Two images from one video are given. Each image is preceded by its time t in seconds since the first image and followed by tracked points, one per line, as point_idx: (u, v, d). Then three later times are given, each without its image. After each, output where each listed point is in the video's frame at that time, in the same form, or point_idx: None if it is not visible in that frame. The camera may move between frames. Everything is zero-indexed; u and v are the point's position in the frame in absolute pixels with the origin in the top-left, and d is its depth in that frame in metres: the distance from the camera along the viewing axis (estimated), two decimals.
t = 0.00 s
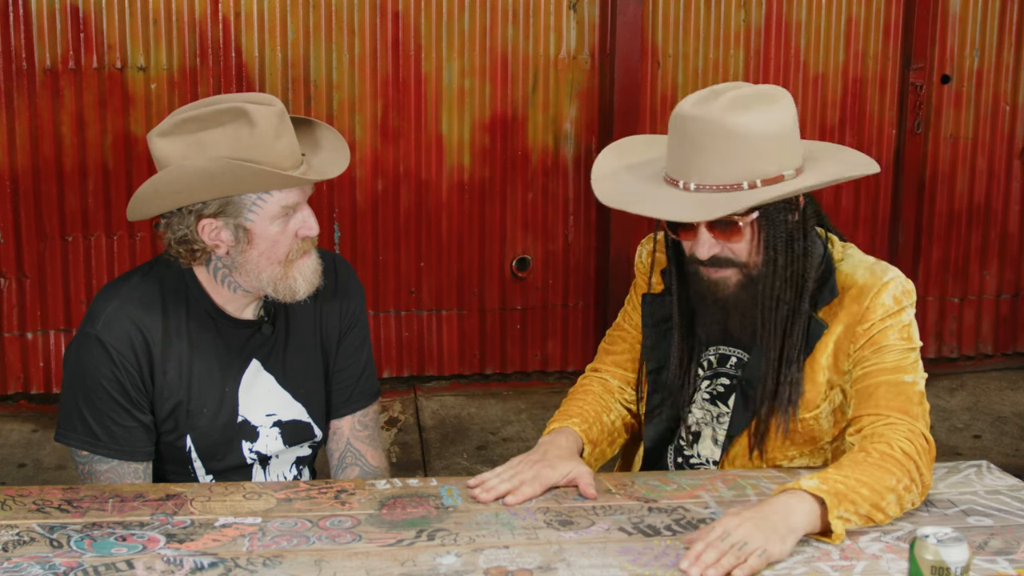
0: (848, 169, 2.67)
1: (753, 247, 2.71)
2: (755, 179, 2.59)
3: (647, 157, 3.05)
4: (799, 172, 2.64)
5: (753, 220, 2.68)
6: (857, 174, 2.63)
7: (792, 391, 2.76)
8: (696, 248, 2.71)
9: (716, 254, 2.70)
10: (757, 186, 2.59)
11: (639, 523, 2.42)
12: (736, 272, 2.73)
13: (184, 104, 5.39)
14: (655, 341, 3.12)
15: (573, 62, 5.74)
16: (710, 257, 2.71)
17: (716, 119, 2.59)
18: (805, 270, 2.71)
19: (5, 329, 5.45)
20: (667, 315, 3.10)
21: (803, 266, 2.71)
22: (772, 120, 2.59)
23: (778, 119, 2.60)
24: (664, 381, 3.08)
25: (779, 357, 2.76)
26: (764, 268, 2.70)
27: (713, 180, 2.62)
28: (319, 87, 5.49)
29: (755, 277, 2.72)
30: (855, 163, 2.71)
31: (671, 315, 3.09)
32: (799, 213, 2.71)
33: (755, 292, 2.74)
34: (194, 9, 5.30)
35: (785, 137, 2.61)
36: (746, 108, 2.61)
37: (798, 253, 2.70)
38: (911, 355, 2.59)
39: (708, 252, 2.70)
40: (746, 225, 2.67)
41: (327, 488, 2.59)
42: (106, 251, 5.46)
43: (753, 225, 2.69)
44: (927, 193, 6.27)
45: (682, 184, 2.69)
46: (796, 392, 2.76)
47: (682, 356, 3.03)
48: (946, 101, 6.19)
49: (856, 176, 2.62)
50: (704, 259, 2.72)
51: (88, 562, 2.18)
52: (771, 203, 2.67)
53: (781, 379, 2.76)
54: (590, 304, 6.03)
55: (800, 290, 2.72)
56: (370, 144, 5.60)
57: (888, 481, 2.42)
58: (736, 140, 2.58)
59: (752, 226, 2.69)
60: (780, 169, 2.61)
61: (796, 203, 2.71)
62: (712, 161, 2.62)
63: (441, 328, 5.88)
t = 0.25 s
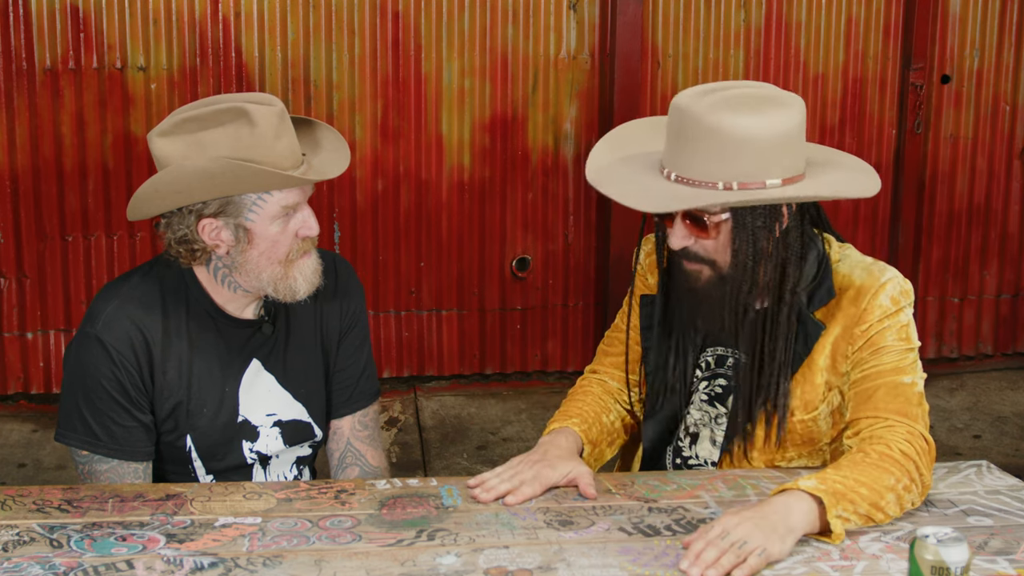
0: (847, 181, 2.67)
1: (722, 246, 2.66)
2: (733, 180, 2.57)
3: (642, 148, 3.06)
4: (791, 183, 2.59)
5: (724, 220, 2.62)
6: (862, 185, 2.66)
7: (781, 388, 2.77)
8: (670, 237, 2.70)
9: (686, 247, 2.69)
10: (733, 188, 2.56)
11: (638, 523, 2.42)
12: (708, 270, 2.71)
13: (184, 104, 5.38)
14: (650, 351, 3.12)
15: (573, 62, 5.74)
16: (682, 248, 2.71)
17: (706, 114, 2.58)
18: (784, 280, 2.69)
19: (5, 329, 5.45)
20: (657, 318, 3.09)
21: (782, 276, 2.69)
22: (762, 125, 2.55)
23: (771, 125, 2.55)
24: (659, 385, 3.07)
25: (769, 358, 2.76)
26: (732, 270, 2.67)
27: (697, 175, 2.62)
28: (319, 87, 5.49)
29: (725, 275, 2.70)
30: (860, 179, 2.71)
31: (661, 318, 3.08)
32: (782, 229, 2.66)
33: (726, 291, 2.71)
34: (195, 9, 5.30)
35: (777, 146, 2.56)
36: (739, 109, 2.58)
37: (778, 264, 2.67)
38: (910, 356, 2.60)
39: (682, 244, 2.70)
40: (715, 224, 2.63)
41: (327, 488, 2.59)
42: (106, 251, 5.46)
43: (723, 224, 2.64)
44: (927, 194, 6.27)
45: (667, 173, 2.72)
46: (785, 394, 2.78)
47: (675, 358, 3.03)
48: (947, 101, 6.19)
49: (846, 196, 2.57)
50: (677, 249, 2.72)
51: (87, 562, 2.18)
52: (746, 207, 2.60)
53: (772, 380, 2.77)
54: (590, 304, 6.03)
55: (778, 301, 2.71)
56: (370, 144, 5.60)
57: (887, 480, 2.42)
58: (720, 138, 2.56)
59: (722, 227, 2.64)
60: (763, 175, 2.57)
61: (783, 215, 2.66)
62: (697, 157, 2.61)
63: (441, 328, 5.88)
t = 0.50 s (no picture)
0: (850, 184, 2.68)
1: (718, 238, 2.72)
2: (735, 173, 2.60)
3: (648, 141, 3.07)
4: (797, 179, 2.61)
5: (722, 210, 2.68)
6: (866, 190, 2.66)
7: (779, 385, 2.79)
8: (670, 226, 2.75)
9: (685, 236, 2.75)
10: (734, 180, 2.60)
11: (639, 523, 2.42)
12: (700, 262, 2.77)
13: (184, 104, 5.39)
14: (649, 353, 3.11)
15: (573, 62, 5.74)
16: (681, 238, 2.77)
17: (713, 106, 2.61)
18: (778, 277, 2.76)
19: (5, 329, 5.45)
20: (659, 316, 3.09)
21: (777, 274, 2.76)
22: (769, 121, 2.58)
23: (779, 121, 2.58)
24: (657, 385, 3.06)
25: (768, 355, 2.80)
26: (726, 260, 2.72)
27: (698, 164, 2.65)
28: (319, 87, 5.49)
29: (718, 267, 2.75)
30: (865, 185, 2.71)
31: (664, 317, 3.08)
32: (780, 228, 2.74)
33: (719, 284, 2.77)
34: (194, 9, 5.30)
35: (783, 143, 2.59)
36: (748, 104, 2.61)
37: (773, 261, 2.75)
38: (910, 356, 2.60)
39: (680, 232, 2.75)
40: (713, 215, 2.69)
41: (327, 488, 2.59)
42: (106, 251, 5.46)
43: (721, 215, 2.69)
44: (927, 194, 6.27)
45: (673, 162, 2.75)
46: (780, 393, 2.79)
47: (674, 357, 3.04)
48: (947, 101, 6.19)
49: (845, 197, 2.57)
50: (676, 237, 2.77)
51: (88, 562, 2.18)
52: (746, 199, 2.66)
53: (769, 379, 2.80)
54: (590, 304, 6.03)
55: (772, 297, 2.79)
56: (370, 144, 5.60)
57: (886, 480, 2.42)
58: (725, 131, 2.59)
59: (720, 217, 2.69)
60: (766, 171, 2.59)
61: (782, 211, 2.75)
62: (701, 147, 2.65)
63: (441, 328, 5.88)
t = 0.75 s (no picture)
0: (855, 181, 2.68)
1: (735, 237, 2.72)
2: (747, 170, 2.61)
3: (658, 141, 3.08)
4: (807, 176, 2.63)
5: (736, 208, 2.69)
6: (871, 189, 2.65)
7: (782, 385, 2.79)
8: (681, 225, 2.75)
9: (697, 236, 2.74)
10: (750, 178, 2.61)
11: (639, 523, 2.42)
12: (717, 259, 2.75)
13: (184, 104, 5.39)
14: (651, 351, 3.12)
15: (573, 62, 5.74)
16: (693, 237, 2.76)
17: (727, 101, 2.63)
18: (795, 272, 2.74)
19: (5, 329, 5.45)
20: (664, 314, 3.09)
21: (793, 269, 2.74)
22: (784, 118, 2.61)
23: (793, 118, 2.61)
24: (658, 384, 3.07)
25: (771, 355, 2.79)
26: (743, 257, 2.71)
27: (707, 161, 2.67)
28: (319, 87, 5.49)
29: (734, 265, 2.74)
30: (870, 184, 2.70)
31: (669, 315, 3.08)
32: (793, 222, 2.74)
33: (732, 281, 2.76)
34: (194, 9, 5.30)
35: (795, 141, 2.61)
36: (757, 104, 2.63)
37: (788, 253, 2.73)
38: (913, 356, 2.60)
39: (692, 232, 2.75)
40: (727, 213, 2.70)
41: (327, 488, 2.59)
42: (106, 251, 5.46)
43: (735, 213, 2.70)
44: (927, 193, 6.26)
45: (682, 160, 2.76)
46: (782, 391, 2.79)
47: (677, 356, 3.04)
48: (946, 100, 6.19)
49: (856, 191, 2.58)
50: (688, 237, 2.76)
51: (88, 562, 2.18)
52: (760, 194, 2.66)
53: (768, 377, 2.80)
54: (590, 304, 6.03)
55: (786, 292, 2.76)
56: (370, 144, 5.60)
57: (887, 481, 2.42)
58: (739, 127, 2.61)
59: (735, 215, 2.70)
60: (779, 168, 2.60)
61: (795, 208, 2.74)
62: (710, 144, 2.67)
63: (441, 328, 5.88)
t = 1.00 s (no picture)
0: (858, 182, 2.68)
1: (744, 240, 2.76)
2: (755, 172, 2.62)
3: (664, 142, 3.08)
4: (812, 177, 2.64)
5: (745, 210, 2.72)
6: (873, 189, 2.65)
7: (784, 385, 2.79)
8: (687, 227, 2.78)
9: (704, 237, 2.76)
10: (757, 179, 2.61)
11: (639, 523, 2.42)
12: (725, 261, 2.77)
13: (184, 104, 5.39)
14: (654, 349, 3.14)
15: (573, 62, 5.74)
16: (699, 239, 2.77)
17: (734, 102, 2.63)
18: (800, 275, 2.75)
19: (5, 329, 5.45)
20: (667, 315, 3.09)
21: (799, 271, 2.76)
22: (793, 118, 2.61)
23: (802, 118, 2.61)
24: (660, 384, 3.08)
25: (773, 356, 2.80)
26: (752, 261, 2.74)
27: (714, 163, 2.68)
28: (319, 87, 5.49)
29: (741, 268, 2.78)
30: (872, 183, 2.70)
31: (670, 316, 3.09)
32: (800, 222, 2.75)
33: (741, 285, 2.78)
34: (195, 9, 5.30)
35: (804, 141, 2.62)
36: (764, 105, 2.63)
37: (795, 255, 2.74)
38: (915, 357, 2.60)
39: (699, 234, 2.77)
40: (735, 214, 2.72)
41: (327, 488, 2.59)
42: (106, 251, 5.46)
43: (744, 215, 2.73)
44: (927, 193, 6.26)
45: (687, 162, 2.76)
46: (784, 390, 2.79)
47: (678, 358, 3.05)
48: (947, 100, 6.19)
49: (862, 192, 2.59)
50: (694, 239, 2.78)
51: (88, 562, 2.18)
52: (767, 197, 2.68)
53: (770, 376, 2.80)
54: (590, 304, 6.03)
55: (793, 292, 2.76)
56: (370, 144, 5.60)
57: (887, 481, 2.42)
58: (748, 128, 2.61)
59: (744, 217, 2.73)
60: (787, 170, 2.61)
61: (801, 208, 2.75)
62: (717, 145, 2.67)
63: (441, 328, 5.88)
